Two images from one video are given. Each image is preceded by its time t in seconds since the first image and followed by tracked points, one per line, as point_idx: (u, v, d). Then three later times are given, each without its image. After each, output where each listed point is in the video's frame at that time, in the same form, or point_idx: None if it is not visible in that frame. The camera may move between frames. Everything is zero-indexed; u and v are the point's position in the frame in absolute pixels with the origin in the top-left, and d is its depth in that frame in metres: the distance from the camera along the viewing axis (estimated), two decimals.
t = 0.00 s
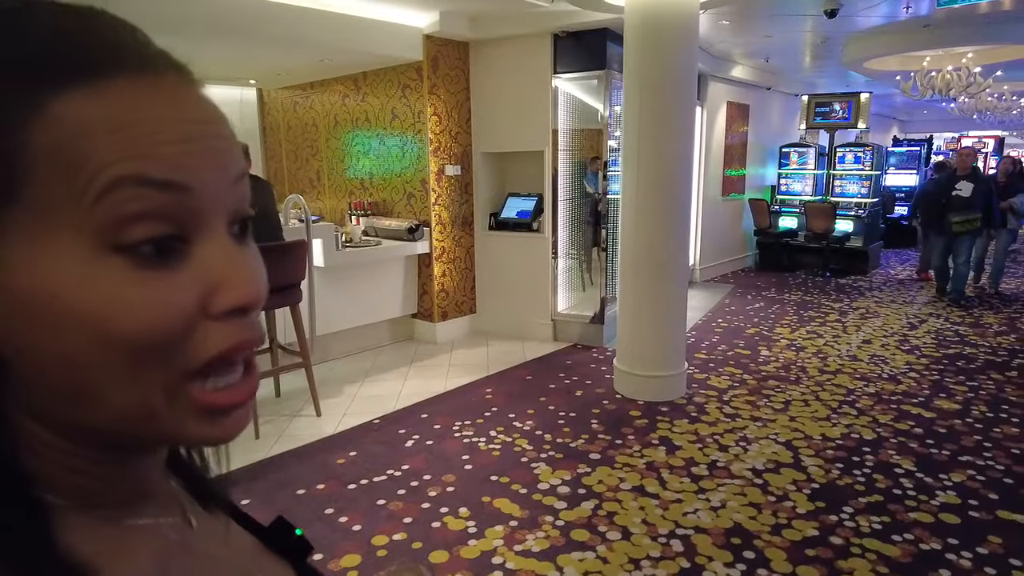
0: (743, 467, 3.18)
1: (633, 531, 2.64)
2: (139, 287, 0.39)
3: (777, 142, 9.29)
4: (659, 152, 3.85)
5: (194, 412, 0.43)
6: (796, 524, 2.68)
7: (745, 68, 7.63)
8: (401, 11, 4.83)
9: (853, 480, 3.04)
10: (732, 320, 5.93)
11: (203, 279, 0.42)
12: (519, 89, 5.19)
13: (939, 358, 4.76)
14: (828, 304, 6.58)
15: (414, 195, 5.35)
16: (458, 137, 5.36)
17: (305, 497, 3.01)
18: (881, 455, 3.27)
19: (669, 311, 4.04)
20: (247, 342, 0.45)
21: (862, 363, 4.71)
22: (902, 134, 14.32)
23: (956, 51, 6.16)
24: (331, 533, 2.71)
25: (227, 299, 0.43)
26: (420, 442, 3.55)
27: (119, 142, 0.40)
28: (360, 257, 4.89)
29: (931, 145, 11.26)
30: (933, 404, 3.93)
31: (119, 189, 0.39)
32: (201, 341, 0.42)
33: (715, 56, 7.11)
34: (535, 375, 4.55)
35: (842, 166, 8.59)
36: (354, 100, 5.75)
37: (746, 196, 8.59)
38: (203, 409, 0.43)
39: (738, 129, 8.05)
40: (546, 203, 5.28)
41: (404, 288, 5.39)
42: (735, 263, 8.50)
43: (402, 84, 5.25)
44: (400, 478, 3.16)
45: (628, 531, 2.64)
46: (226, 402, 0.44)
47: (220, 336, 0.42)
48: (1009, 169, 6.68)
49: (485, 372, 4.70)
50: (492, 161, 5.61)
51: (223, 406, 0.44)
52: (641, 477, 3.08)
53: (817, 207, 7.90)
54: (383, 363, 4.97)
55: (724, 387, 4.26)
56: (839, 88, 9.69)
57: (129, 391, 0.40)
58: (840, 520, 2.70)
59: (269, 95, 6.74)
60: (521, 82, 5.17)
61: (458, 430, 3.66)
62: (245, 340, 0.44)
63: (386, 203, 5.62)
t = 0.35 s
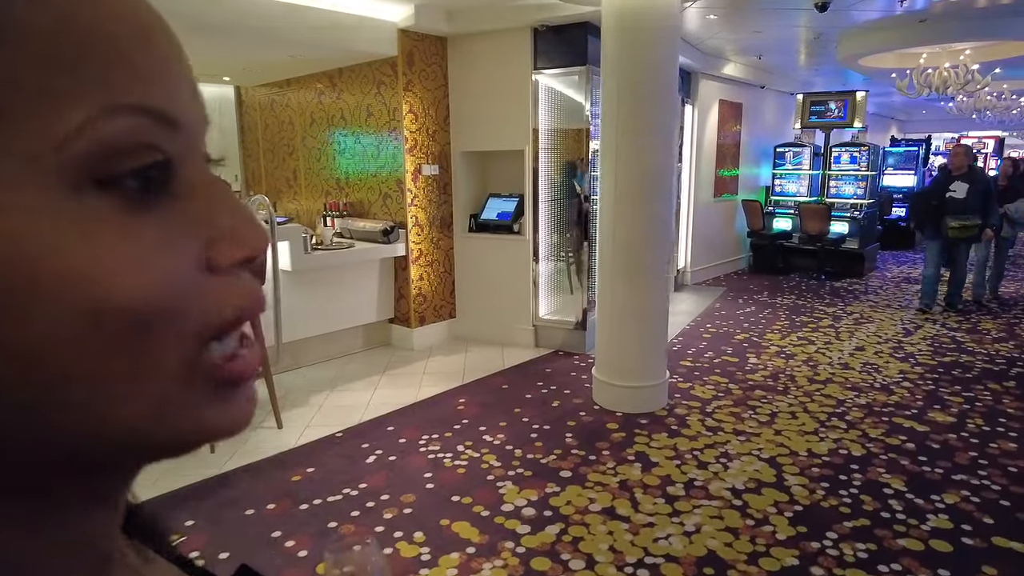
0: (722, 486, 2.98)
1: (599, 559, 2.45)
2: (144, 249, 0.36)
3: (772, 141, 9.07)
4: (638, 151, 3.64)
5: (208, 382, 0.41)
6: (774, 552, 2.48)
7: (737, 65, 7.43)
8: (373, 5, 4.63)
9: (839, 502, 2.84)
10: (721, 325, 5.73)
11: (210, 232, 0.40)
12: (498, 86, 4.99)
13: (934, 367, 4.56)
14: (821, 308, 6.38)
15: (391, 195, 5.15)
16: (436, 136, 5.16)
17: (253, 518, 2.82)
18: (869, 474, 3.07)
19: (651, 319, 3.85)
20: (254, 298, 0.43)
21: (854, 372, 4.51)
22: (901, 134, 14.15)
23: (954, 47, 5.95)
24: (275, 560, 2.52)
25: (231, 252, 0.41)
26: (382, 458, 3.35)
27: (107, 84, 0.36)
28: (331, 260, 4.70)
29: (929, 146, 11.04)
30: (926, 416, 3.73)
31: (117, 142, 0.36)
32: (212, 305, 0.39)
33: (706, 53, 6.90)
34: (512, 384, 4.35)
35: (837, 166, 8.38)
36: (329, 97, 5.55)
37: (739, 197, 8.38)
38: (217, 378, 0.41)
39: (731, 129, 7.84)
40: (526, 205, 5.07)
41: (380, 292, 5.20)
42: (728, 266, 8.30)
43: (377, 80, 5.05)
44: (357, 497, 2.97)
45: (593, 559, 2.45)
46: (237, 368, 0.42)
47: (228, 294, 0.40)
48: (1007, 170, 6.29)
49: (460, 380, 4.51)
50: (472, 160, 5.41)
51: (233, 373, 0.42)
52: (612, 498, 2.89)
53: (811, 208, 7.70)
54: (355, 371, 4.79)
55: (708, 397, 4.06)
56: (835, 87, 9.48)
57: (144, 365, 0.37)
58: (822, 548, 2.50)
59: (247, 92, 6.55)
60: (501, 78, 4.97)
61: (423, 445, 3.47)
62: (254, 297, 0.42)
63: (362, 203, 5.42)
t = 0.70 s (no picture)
0: (690, 506, 2.84)
1: None
2: (143, 295, 0.43)
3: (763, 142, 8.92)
4: (610, 157, 3.49)
5: (211, 403, 0.47)
6: None
7: (725, 64, 7.29)
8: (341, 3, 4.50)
9: (811, 524, 2.69)
10: (705, 331, 5.59)
11: (180, 268, 0.46)
12: (474, 86, 4.85)
13: (921, 376, 4.42)
14: (809, 312, 6.24)
15: (363, 198, 5.00)
16: (410, 137, 5.02)
17: (195, 539, 2.69)
18: (846, 493, 2.93)
19: (623, 331, 3.70)
20: (238, 324, 0.49)
21: (838, 381, 4.36)
22: (896, 135, 14.02)
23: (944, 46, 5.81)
24: None
25: (217, 290, 0.47)
26: (339, 475, 3.24)
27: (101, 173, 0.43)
28: (299, 265, 4.58)
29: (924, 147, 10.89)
30: (909, 429, 3.59)
31: (56, 179, 0.41)
32: (201, 332, 0.46)
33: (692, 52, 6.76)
34: (483, 395, 4.21)
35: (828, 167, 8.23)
36: (303, 98, 5.43)
37: (728, 199, 8.24)
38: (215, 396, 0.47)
39: (719, 129, 7.70)
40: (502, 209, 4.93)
41: (352, 298, 5.08)
42: (716, 269, 8.16)
43: (349, 81, 4.92)
44: (306, 517, 2.84)
45: None
46: (238, 387, 0.49)
47: (219, 323, 0.47)
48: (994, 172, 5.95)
49: (431, 389, 4.38)
50: (449, 162, 5.27)
51: (229, 393, 0.48)
52: (574, 519, 2.74)
53: (801, 210, 7.56)
54: (324, 380, 4.67)
55: (685, 408, 3.92)
56: (828, 86, 9.33)
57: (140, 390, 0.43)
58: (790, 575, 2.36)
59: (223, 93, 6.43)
60: (475, 79, 4.83)
61: (383, 462, 3.34)
62: (235, 326, 0.48)
63: (335, 206, 5.29)
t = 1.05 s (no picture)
0: (652, 530, 2.67)
1: None
2: (47, 232, 0.45)
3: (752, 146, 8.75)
4: (577, 160, 3.36)
5: (126, 325, 0.48)
6: None
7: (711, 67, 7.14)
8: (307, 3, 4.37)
9: (780, 550, 2.53)
10: (688, 341, 5.44)
11: (97, 211, 0.48)
12: (446, 89, 4.71)
13: (907, 388, 4.25)
14: (796, 320, 6.09)
15: (332, 203, 4.85)
16: (381, 141, 4.87)
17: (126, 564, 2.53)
18: (819, 516, 2.77)
19: (592, 340, 3.55)
20: (150, 257, 0.50)
21: (821, 393, 4.20)
22: (891, 139, 13.85)
23: (933, 47, 5.66)
24: None
25: (125, 228, 0.49)
26: (289, 494, 3.09)
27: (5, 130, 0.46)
28: (263, 274, 4.43)
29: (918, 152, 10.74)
30: (891, 445, 3.42)
31: None
32: (109, 266, 0.47)
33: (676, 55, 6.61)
34: (451, 408, 4.05)
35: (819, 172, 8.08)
36: (273, 102, 5.30)
37: (717, 204, 8.10)
38: (129, 324, 0.48)
39: (706, 132, 7.56)
40: (475, 214, 4.77)
41: (322, 307, 4.93)
42: (704, 275, 8.01)
43: (318, 83, 4.77)
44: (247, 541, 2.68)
45: None
46: (153, 315, 0.50)
47: (126, 257, 0.48)
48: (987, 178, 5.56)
49: (397, 401, 4.22)
50: (422, 167, 5.12)
51: (147, 316, 0.49)
52: (529, 545, 2.59)
53: (790, 216, 7.42)
54: (287, 393, 4.51)
55: (659, 423, 3.76)
56: (819, 89, 9.17)
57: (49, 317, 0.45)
58: None
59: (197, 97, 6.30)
60: (448, 81, 4.69)
61: (336, 481, 3.19)
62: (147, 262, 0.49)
63: (305, 213, 5.14)
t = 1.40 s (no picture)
0: (615, 550, 2.53)
1: None
2: (51, 252, 0.47)
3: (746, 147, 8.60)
4: (549, 158, 3.22)
5: (122, 339, 0.51)
6: None
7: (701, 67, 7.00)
8: None
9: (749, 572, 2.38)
10: (673, 346, 5.30)
11: (95, 237, 0.50)
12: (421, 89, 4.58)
13: (896, 396, 4.09)
14: (787, 325, 5.93)
15: (306, 205, 4.72)
16: (355, 141, 4.73)
17: None
18: (794, 535, 2.62)
19: (564, 347, 3.41)
20: (148, 276, 0.52)
21: (806, 401, 4.05)
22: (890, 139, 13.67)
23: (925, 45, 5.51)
24: None
25: (128, 249, 0.51)
26: (242, 508, 2.96)
27: (22, 154, 0.48)
28: (232, 278, 4.30)
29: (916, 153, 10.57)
30: (875, 458, 3.27)
31: None
32: (104, 283, 0.49)
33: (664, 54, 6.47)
34: (421, 418, 3.91)
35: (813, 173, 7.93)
36: (248, 102, 5.19)
37: (709, 206, 7.95)
38: (127, 336, 0.51)
39: (697, 133, 7.42)
40: (452, 217, 4.64)
41: (294, 311, 4.81)
42: (696, 278, 7.86)
43: (291, 82, 4.66)
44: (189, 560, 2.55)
45: None
46: (149, 327, 0.52)
47: (126, 276, 0.50)
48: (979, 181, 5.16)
49: (367, 410, 4.09)
50: (399, 168, 4.98)
51: (141, 330, 0.51)
52: (484, 565, 2.45)
53: (782, 218, 7.28)
54: (257, 400, 4.39)
55: (634, 434, 3.61)
56: (814, 89, 9.02)
57: (59, 329, 0.47)
58: None
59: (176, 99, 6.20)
60: (423, 80, 4.56)
61: (293, 495, 3.06)
62: (141, 281, 0.51)
63: (280, 215, 5.02)
